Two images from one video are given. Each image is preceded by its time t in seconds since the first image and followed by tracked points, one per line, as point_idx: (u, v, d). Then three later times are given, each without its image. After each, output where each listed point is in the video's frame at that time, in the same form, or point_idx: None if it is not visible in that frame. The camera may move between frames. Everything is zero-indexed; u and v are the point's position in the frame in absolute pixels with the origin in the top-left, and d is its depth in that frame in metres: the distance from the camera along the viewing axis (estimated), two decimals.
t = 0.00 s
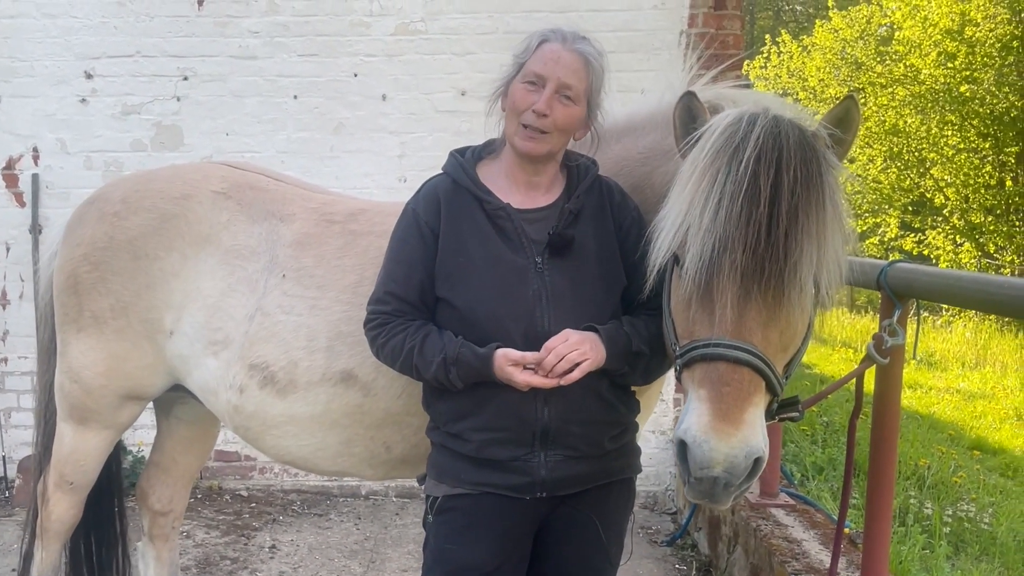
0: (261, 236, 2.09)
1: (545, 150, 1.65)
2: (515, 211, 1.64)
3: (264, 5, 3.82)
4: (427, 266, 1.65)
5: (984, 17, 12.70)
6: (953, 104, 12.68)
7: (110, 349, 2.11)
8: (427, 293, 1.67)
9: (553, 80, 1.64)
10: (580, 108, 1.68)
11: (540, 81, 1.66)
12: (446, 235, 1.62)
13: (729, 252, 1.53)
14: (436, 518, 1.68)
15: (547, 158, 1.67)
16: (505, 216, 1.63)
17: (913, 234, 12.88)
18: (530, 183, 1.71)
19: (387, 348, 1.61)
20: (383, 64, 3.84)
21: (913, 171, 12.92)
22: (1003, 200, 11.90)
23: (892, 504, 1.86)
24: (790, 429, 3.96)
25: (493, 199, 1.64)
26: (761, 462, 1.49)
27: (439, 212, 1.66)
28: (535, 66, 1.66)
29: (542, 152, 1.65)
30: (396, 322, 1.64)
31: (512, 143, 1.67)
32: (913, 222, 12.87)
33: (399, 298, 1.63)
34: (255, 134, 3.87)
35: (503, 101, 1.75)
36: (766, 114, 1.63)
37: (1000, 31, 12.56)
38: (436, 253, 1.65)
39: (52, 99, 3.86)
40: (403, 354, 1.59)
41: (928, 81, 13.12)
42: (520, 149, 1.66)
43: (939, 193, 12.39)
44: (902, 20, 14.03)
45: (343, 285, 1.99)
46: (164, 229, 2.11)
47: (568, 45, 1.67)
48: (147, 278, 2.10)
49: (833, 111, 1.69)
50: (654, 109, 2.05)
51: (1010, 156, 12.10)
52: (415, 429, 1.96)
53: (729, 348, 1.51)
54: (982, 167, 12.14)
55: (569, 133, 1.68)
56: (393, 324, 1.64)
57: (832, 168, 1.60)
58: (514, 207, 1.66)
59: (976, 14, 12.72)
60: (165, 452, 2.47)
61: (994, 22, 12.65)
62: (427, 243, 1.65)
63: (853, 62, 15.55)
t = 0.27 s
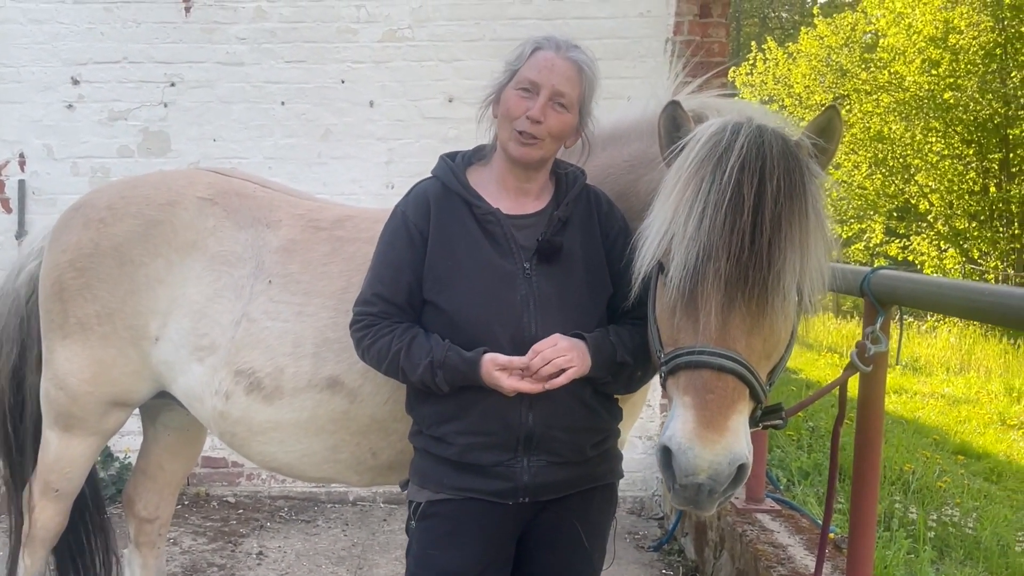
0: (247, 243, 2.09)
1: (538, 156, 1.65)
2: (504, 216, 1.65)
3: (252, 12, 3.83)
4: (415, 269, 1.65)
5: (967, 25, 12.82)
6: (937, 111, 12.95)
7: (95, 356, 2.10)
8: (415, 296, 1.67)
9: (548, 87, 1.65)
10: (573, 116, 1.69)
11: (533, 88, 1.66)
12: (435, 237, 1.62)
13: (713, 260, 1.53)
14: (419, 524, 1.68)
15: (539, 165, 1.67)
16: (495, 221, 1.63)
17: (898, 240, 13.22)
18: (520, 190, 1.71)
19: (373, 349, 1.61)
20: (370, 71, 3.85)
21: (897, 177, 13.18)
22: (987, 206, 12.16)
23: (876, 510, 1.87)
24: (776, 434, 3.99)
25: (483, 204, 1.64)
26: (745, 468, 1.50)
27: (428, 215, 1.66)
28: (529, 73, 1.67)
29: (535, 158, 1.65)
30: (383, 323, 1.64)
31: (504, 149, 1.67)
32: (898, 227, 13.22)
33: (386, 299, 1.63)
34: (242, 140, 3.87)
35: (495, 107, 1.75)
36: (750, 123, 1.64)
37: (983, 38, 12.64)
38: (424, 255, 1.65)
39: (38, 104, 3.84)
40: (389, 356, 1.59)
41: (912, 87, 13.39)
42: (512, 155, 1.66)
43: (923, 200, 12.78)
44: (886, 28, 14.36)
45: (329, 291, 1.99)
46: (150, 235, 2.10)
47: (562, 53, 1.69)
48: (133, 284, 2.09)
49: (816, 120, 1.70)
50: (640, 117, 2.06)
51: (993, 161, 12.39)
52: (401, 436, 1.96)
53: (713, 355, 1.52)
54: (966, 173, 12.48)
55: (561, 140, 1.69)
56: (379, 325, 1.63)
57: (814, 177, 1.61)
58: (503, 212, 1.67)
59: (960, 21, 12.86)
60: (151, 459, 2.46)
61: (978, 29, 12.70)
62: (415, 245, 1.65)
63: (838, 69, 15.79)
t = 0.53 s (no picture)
0: (230, 249, 2.09)
1: (528, 165, 1.66)
2: (490, 222, 1.66)
3: (236, 18, 3.83)
4: (400, 272, 1.65)
5: (948, 33, 12.99)
6: (919, 117, 13.08)
7: (76, 363, 2.09)
8: (399, 299, 1.67)
9: (539, 97, 1.66)
10: (562, 126, 1.70)
11: (524, 97, 1.67)
12: (421, 241, 1.62)
13: (694, 268, 1.54)
14: (400, 531, 1.68)
15: (528, 173, 1.68)
16: (481, 227, 1.64)
17: (880, 247, 13.68)
18: (507, 198, 1.71)
19: (357, 351, 1.60)
20: (355, 77, 3.86)
21: (879, 184, 13.53)
22: (967, 212, 12.23)
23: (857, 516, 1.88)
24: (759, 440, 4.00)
25: (469, 210, 1.65)
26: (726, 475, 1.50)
27: (414, 218, 1.66)
28: (520, 82, 1.68)
29: (525, 167, 1.66)
30: (367, 326, 1.63)
31: (493, 156, 1.68)
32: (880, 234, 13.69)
33: (371, 302, 1.63)
34: (225, 147, 3.86)
35: (484, 114, 1.76)
36: (729, 132, 1.65)
37: (963, 46, 12.78)
38: (410, 258, 1.65)
39: (21, 111, 3.83)
40: (373, 359, 1.59)
41: (893, 95, 13.62)
42: (501, 163, 1.66)
43: (905, 206, 12.96)
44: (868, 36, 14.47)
45: (312, 298, 1.99)
46: (132, 241, 2.10)
47: (554, 63, 1.70)
48: (114, 291, 2.08)
49: (796, 128, 1.72)
50: (621, 125, 2.08)
51: (973, 169, 12.40)
52: (384, 443, 1.96)
53: (694, 362, 1.52)
54: (946, 181, 12.55)
55: (550, 150, 1.70)
56: (363, 328, 1.63)
57: (793, 185, 1.63)
58: (489, 219, 1.67)
59: (941, 30, 13.02)
60: (133, 467, 2.45)
61: (957, 38, 12.87)
62: (400, 248, 1.65)
63: (820, 76, 16.13)
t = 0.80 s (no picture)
0: (208, 255, 2.08)
1: (502, 170, 1.67)
2: (467, 229, 1.66)
3: (216, 25, 3.82)
4: (378, 281, 1.65)
5: (924, 41, 12.89)
6: (897, 125, 13.18)
7: (53, 371, 2.07)
8: (377, 308, 1.66)
9: (511, 101, 1.67)
10: (534, 130, 1.71)
11: (496, 102, 1.68)
12: (398, 249, 1.62)
13: (669, 274, 1.55)
14: (381, 538, 1.67)
15: (502, 178, 1.69)
16: (458, 234, 1.64)
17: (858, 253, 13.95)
18: (482, 203, 1.72)
19: (336, 361, 1.60)
20: (335, 84, 3.86)
21: (857, 192, 13.81)
22: (944, 219, 12.55)
23: (835, 520, 1.89)
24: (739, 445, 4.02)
25: (446, 217, 1.65)
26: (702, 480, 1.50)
27: (391, 226, 1.66)
28: (491, 87, 1.69)
29: (499, 172, 1.67)
30: (345, 335, 1.63)
31: (467, 162, 1.69)
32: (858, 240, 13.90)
33: (349, 311, 1.62)
34: (206, 153, 3.86)
35: (457, 120, 1.77)
36: (704, 139, 1.66)
37: (938, 54, 12.73)
38: (387, 266, 1.65)
39: None
40: (353, 368, 1.58)
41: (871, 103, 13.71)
42: (476, 168, 1.67)
43: (883, 213, 13.29)
44: (846, 44, 14.52)
45: (290, 304, 1.99)
46: (110, 247, 2.09)
47: (524, 67, 1.71)
48: (91, 298, 2.07)
49: (769, 136, 1.74)
50: (597, 132, 2.09)
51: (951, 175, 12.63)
52: (363, 449, 1.96)
53: (670, 368, 1.53)
54: (924, 187, 12.82)
55: (523, 154, 1.71)
56: (342, 337, 1.62)
57: (767, 192, 1.64)
58: (466, 225, 1.68)
59: (917, 37, 12.91)
60: (110, 475, 2.43)
61: (934, 46, 12.80)
62: (378, 256, 1.65)
63: (798, 83, 16.12)
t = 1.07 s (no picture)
0: (183, 262, 2.08)
1: (476, 163, 1.68)
2: (439, 236, 1.66)
3: (194, 31, 3.82)
4: (351, 291, 1.65)
5: (900, 49, 13.03)
6: (871, 131, 13.28)
7: (25, 379, 2.04)
8: (352, 318, 1.67)
9: (470, 95, 1.68)
10: (498, 119, 1.73)
11: (456, 99, 1.69)
12: (370, 258, 1.63)
13: (642, 280, 1.56)
14: (359, 545, 1.67)
15: (476, 172, 1.70)
16: (430, 241, 1.65)
17: (837, 258, 14.12)
18: (457, 205, 1.73)
19: (311, 373, 1.60)
20: (314, 90, 3.86)
21: (835, 198, 13.91)
22: (921, 224, 12.72)
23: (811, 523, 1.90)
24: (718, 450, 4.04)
25: (417, 224, 1.65)
26: (676, 486, 1.50)
27: (364, 236, 1.66)
28: (448, 86, 1.70)
29: (472, 165, 1.68)
30: (320, 346, 1.63)
31: (438, 164, 1.69)
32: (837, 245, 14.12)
33: (323, 322, 1.63)
34: (184, 159, 3.84)
35: (419, 130, 1.77)
36: (676, 146, 1.68)
37: (915, 61, 12.85)
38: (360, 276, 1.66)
39: None
40: (327, 379, 1.58)
41: (848, 109, 13.70)
42: (449, 168, 1.67)
43: (860, 219, 13.42)
44: (823, 51, 14.54)
45: (265, 310, 1.99)
46: (83, 254, 2.07)
47: (473, 63, 1.74)
48: (64, 305, 2.04)
49: (740, 142, 1.75)
50: (570, 140, 2.11)
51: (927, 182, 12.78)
52: (339, 455, 1.96)
53: (644, 373, 1.53)
54: (901, 194, 13.00)
55: (493, 145, 1.72)
56: (318, 349, 1.63)
57: (739, 198, 1.65)
58: (438, 232, 1.68)
59: (892, 44, 13.06)
60: (85, 483, 2.42)
61: (909, 53, 12.93)
62: (350, 266, 1.65)
63: (777, 89, 15.68)
